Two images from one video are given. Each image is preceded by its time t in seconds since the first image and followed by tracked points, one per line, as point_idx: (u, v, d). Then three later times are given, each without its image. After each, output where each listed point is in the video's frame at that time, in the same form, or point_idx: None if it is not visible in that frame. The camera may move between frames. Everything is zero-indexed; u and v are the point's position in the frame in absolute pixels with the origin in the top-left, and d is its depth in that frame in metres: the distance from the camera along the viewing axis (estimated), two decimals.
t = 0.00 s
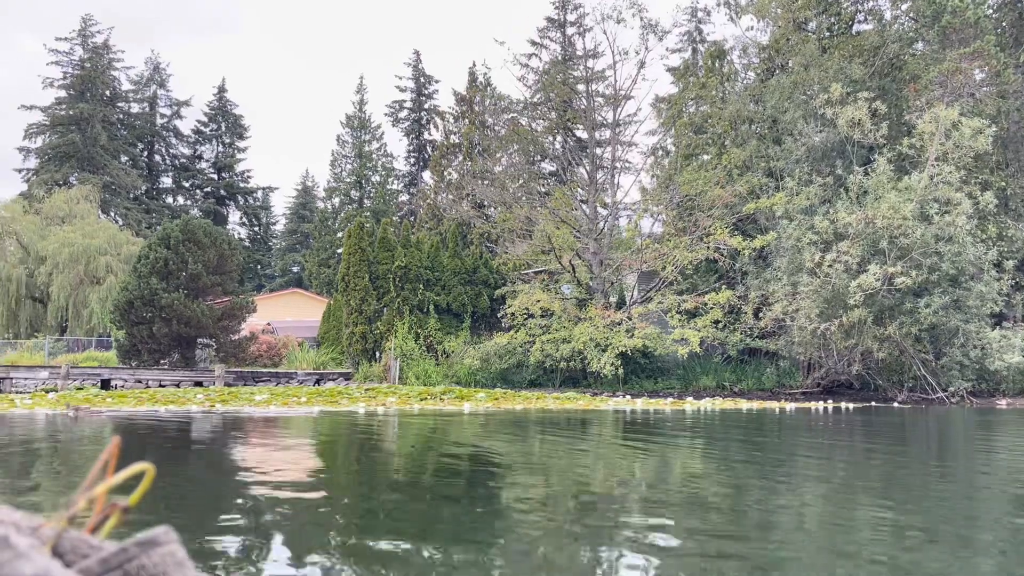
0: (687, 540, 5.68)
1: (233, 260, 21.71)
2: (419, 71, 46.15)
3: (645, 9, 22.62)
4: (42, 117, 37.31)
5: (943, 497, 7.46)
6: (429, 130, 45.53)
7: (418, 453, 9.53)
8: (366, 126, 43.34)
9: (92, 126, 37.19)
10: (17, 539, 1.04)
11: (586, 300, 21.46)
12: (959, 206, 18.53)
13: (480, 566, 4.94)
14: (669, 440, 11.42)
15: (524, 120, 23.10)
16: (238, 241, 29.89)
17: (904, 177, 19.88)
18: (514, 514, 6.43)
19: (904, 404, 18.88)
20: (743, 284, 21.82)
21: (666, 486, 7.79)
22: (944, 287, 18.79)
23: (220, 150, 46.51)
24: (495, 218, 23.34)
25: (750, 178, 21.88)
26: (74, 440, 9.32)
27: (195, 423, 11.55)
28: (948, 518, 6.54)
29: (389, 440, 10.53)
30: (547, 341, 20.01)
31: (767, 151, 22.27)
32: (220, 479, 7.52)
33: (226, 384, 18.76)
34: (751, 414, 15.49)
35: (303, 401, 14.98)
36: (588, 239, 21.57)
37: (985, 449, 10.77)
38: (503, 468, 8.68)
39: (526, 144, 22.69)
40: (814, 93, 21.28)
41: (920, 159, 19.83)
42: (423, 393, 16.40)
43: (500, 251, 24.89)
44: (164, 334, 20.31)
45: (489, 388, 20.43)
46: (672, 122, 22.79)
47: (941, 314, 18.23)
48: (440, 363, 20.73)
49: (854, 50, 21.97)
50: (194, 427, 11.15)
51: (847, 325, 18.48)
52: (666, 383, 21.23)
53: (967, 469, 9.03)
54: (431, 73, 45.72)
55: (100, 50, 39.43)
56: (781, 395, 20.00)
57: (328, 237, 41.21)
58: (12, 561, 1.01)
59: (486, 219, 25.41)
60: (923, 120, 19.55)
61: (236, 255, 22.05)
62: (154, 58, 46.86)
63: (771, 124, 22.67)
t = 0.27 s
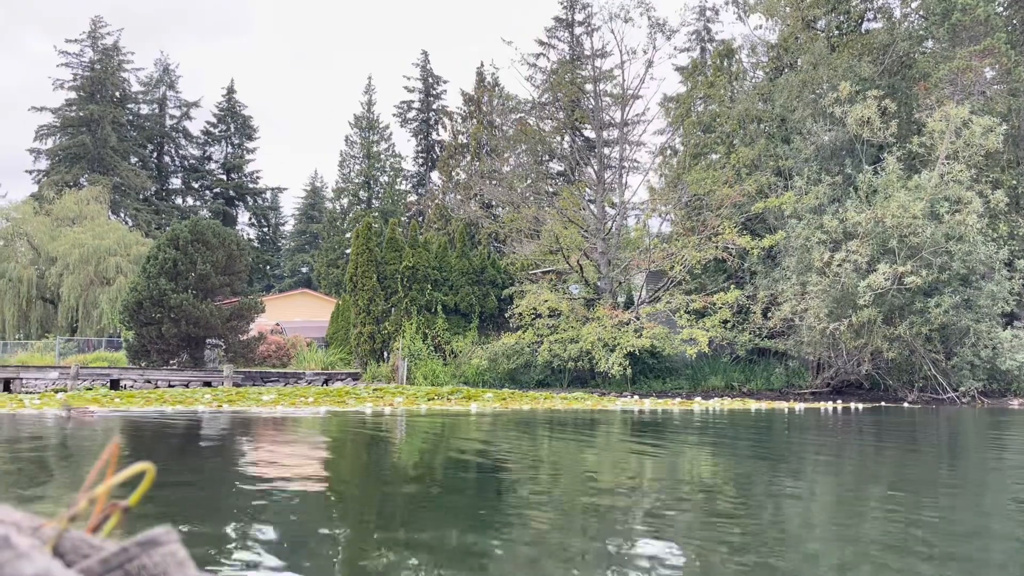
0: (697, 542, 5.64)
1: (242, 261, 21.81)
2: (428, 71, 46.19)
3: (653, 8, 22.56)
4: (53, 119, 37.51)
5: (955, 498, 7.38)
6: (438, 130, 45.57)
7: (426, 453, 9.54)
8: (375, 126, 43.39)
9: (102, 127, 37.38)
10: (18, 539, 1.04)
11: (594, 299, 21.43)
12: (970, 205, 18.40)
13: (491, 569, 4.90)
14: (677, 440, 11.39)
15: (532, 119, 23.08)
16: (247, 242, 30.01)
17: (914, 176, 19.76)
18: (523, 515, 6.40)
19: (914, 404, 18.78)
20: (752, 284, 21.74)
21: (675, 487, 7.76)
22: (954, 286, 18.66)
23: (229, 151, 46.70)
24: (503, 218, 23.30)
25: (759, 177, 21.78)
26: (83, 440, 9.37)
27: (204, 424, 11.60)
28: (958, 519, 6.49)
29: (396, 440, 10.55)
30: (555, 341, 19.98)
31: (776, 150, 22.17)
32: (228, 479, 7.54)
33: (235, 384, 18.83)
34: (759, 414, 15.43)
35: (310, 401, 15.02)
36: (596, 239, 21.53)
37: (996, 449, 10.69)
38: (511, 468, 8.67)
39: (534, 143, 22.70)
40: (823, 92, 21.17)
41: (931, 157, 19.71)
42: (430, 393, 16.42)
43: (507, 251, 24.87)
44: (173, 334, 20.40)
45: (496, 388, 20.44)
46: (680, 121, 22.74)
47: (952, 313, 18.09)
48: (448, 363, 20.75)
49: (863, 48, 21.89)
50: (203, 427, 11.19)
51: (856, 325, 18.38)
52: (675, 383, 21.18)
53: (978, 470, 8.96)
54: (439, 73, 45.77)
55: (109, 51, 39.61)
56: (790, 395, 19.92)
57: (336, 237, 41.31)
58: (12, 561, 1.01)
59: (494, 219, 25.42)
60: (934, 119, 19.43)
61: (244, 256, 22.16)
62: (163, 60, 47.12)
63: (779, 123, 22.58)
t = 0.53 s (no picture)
0: (706, 543, 5.60)
1: (250, 261, 21.91)
2: (435, 71, 46.26)
3: (660, 7, 22.51)
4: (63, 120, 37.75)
5: (965, 499, 7.33)
6: (446, 130, 45.63)
7: (434, 453, 9.55)
8: (383, 127, 43.49)
9: (111, 128, 37.57)
10: (19, 539, 1.04)
11: (602, 299, 21.40)
12: (981, 203, 18.27)
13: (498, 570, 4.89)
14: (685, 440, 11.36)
15: (539, 119, 23.06)
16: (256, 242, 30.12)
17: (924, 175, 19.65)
18: (531, 516, 6.40)
19: (924, 404, 18.67)
20: (761, 283, 21.66)
21: (683, 487, 7.73)
22: (965, 285, 18.54)
23: (238, 152, 46.87)
24: (510, 218, 23.29)
25: (767, 176, 21.69)
26: (93, 440, 9.42)
27: (212, 424, 11.64)
28: (968, 520, 6.45)
29: (404, 440, 10.56)
30: (563, 341, 19.95)
31: (785, 149, 22.07)
32: (237, 479, 7.57)
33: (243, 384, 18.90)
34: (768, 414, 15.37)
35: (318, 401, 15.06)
36: (604, 238, 21.50)
37: (1007, 450, 10.61)
38: (518, 468, 8.67)
39: (542, 143, 22.70)
40: (832, 90, 21.07)
41: (941, 155, 19.59)
42: (437, 393, 16.42)
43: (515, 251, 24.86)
44: (182, 334, 20.49)
45: (504, 388, 20.43)
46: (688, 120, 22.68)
47: (962, 312, 17.97)
48: (455, 362, 20.77)
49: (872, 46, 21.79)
50: (211, 426, 11.23)
51: (866, 324, 18.28)
52: (683, 383, 21.13)
53: (989, 471, 8.90)
54: (447, 73, 45.82)
55: (119, 53, 39.84)
56: (799, 395, 19.84)
57: (345, 237, 41.41)
58: (12, 560, 1.01)
59: (502, 219, 25.42)
60: (943, 117, 19.30)
61: (252, 257, 22.27)
62: (172, 61, 47.32)
63: (788, 122, 22.48)
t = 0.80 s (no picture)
0: (715, 543, 5.60)
1: (258, 262, 21.99)
2: (443, 72, 46.33)
3: (668, 6, 22.45)
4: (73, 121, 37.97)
5: (975, 500, 7.25)
6: (454, 130, 45.67)
7: (441, 453, 9.58)
8: (391, 127, 43.56)
9: (121, 129, 37.79)
10: (20, 538, 1.05)
11: (610, 299, 21.37)
12: (991, 202, 18.15)
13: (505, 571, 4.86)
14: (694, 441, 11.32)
15: (547, 119, 23.06)
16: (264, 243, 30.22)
17: (934, 173, 19.52)
18: (538, 517, 6.38)
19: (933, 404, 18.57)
20: (769, 283, 21.58)
21: (690, 488, 7.70)
22: (975, 284, 18.41)
23: (247, 152, 47.05)
24: (518, 218, 23.29)
25: (776, 175, 21.60)
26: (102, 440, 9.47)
27: (221, 424, 11.68)
28: (978, 521, 6.40)
29: (412, 441, 10.57)
30: (570, 341, 19.92)
31: (793, 147, 21.97)
32: (246, 479, 7.60)
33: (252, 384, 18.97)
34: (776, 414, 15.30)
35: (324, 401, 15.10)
36: (612, 238, 21.47)
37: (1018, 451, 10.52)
38: (525, 469, 8.65)
39: (550, 143, 22.70)
40: (840, 89, 20.97)
41: (951, 154, 19.46)
42: (444, 393, 16.44)
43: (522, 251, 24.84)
44: (191, 334, 20.57)
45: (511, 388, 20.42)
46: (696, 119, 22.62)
47: (973, 312, 17.84)
48: (463, 362, 20.79)
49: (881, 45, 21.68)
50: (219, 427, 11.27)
51: (875, 324, 18.19)
52: (691, 383, 21.07)
53: (999, 471, 8.83)
54: (454, 73, 45.86)
55: (128, 54, 40.03)
56: (808, 395, 19.76)
57: (353, 237, 41.51)
58: (12, 561, 1.01)
59: (509, 219, 25.43)
60: (953, 115, 19.16)
61: (260, 257, 22.35)
62: (181, 62, 47.55)
63: (796, 121, 22.38)
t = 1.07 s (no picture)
0: (722, 544, 5.59)
1: (266, 262, 22.07)
2: (451, 72, 46.40)
3: (675, 5, 22.42)
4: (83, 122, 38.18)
5: (985, 501, 7.19)
6: (461, 131, 45.71)
7: (449, 454, 9.59)
8: (398, 127, 43.63)
9: (130, 131, 38.00)
10: (20, 538, 1.05)
11: (617, 299, 21.34)
12: (1001, 200, 18.03)
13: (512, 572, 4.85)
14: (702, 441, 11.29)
15: (554, 118, 23.07)
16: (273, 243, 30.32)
17: (944, 172, 19.41)
18: (545, 517, 6.37)
19: (943, 404, 18.48)
20: (778, 282, 21.51)
21: (699, 488, 7.69)
22: (985, 283, 18.29)
23: (255, 153, 47.23)
24: (525, 218, 23.27)
25: (784, 174, 21.51)
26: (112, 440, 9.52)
27: (229, 424, 11.72)
28: (988, 522, 6.36)
29: (419, 441, 10.59)
30: (577, 341, 19.91)
31: (801, 146, 21.89)
32: (254, 479, 7.64)
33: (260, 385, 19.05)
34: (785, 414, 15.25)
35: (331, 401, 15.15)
36: (619, 238, 21.46)
37: None
38: (532, 470, 8.64)
39: (557, 143, 22.72)
40: (849, 87, 20.89)
41: (960, 152, 19.35)
42: (450, 393, 16.46)
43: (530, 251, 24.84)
44: (199, 335, 20.65)
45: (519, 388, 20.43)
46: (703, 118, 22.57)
47: (983, 311, 17.72)
48: (470, 363, 20.81)
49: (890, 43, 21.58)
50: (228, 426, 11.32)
51: (884, 323, 18.10)
52: (699, 383, 21.04)
53: (1009, 472, 8.76)
54: (462, 73, 45.90)
55: (137, 55, 40.22)
56: (816, 395, 19.69)
57: (361, 238, 41.61)
58: (13, 560, 1.01)
59: (517, 219, 25.43)
60: (963, 113, 19.04)
61: (268, 257, 22.43)
62: (190, 63, 47.78)
63: (805, 120, 22.30)
